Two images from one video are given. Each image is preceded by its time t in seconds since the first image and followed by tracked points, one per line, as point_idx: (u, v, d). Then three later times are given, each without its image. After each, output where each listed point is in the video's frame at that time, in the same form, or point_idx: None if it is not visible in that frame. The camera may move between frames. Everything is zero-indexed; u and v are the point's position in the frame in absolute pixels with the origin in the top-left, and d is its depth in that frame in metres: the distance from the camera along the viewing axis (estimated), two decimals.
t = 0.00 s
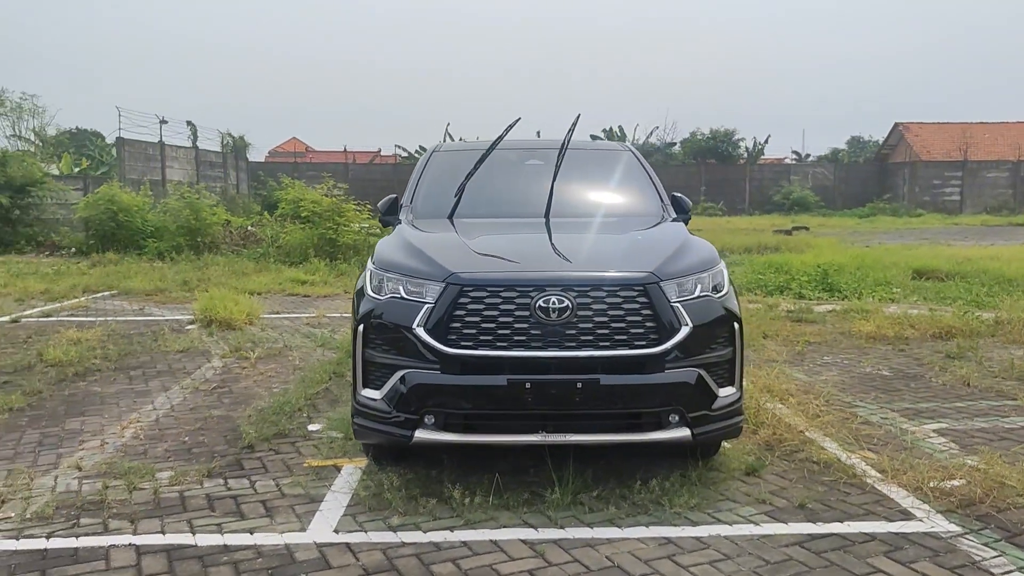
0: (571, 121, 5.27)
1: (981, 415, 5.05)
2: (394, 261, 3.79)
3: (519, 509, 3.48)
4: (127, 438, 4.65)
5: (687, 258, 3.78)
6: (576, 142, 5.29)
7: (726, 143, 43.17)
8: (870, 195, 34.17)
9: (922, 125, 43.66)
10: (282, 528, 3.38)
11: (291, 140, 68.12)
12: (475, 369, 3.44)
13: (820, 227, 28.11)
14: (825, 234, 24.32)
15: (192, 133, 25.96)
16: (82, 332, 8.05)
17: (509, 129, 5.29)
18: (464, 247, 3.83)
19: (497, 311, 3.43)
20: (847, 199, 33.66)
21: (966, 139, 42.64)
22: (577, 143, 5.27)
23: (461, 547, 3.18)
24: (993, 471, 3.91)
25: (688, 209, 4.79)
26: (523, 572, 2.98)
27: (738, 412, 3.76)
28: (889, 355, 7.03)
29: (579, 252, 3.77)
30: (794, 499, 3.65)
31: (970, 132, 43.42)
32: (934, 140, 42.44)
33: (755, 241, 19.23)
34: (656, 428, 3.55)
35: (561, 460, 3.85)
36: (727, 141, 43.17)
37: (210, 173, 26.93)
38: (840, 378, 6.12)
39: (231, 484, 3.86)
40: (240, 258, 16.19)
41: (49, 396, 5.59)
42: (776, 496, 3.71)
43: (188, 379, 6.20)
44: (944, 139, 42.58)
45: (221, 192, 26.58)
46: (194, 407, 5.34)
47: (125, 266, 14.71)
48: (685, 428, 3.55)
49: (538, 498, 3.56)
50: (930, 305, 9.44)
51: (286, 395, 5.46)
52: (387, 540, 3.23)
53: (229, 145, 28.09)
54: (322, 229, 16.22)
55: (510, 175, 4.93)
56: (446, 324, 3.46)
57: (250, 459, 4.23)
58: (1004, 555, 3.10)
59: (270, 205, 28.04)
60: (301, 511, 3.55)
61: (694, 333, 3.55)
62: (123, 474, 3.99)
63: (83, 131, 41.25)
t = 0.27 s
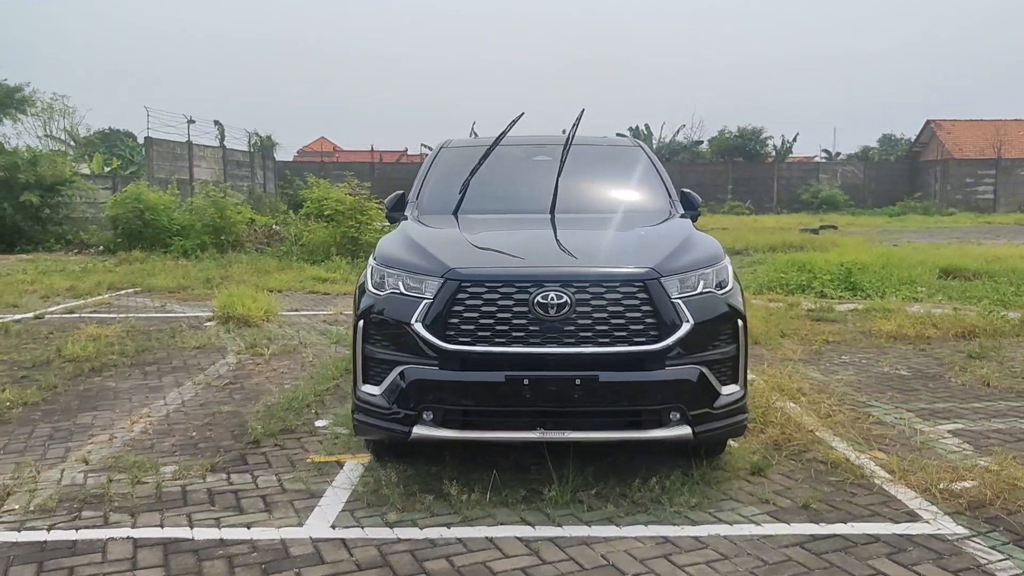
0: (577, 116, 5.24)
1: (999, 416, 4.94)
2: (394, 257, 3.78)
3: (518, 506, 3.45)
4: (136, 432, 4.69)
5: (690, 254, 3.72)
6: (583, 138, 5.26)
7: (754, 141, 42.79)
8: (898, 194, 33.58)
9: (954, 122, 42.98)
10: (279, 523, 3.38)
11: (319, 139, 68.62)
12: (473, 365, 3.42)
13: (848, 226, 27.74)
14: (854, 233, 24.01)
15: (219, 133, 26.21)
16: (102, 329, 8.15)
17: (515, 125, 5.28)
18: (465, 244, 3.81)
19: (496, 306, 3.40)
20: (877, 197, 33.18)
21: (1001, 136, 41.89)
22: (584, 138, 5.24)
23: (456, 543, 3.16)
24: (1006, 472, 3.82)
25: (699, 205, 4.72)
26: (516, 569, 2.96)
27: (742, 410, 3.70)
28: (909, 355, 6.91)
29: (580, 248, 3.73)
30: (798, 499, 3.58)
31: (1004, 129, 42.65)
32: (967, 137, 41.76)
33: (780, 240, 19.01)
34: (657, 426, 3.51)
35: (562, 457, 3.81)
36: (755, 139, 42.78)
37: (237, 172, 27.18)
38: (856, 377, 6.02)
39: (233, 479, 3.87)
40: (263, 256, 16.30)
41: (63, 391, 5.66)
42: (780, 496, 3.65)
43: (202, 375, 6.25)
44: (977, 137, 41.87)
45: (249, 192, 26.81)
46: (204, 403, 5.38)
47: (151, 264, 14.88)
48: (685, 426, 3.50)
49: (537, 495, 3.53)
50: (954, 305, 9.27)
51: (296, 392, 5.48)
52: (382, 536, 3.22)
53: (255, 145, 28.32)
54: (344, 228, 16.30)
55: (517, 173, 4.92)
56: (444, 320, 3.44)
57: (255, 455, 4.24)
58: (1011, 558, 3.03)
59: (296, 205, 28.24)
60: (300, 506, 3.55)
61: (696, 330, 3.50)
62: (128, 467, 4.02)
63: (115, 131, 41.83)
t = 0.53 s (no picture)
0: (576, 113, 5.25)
1: (1009, 419, 4.85)
2: (389, 256, 3.77)
3: (510, 506, 3.44)
4: (139, 430, 4.72)
5: (686, 252, 3.69)
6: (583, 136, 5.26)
7: (777, 140, 42.42)
8: (923, 195, 33.19)
9: (982, 121, 42.36)
10: (271, 521, 3.39)
11: (343, 140, 68.99)
12: (465, 364, 3.41)
13: (872, 226, 27.41)
14: (877, 232, 23.71)
15: (241, 133, 26.40)
16: (116, 327, 8.23)
17: (514, 123, 5.29)
18: (460, 242, 3.80)
19: (487, 305, 3.39)
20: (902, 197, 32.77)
21: None
22: (584, 136, 5.24)
23: (445, 543, 3.15)
24: (1010, 476, 3.75)
25: (701, 203, 4.64)
26: (503, 570, 2.94)
27: (738, 410, 3.66)
28: (922, 356, 6.81)
29: (575, 247, 3.71)
30: (794, 501, 3.54)
31: None
32: (995, 136, 41.14)
33: (800, 239, 18.85)
34: (651, 427, 3.48)
35: (557, 458, 3.79)
36: (778, 138, 42.41)
37: (258, 172, 27.36)
38: (866, 378, 5.94)
39: (230, 477, 3.89)
40: (282, 255, 16.40)
41: (72, 389, 5.71)
42: (777, 498, 3.60)
43: (209, 373, 6.29)
44: (1005, 136, 41.24)
45: (270, 192, 26.98)
46: (209, 401, 5.41)
47: (170, 263, 15.01)
48: (679, 427, 3.47)
49: (529, 495, 3.51)
50: (973, 305, 9.12)
51: (300, 390, 5.49)
52: (372, 535, 3.22)
53: (277, 145, 28.50)
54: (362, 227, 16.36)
55: (518, 171, 4.91)
56: (436, 318, 3.43)
57: (253, 453, 4.26)
58: (1008, 563, 2.97)
59: (316, 205, 28.37)
60: (293, 504, 3.56)
61: (690, 329, 3.46)
62: (128, 464, 4.05)
63: (140, 133, 42.30)
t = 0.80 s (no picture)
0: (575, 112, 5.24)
1: (1017, 421, 4.78)
2: (385, 255, 3.78)
3: (503, 506, 3.42)
4: (142, 427, 4.76)
5: (682, 252, 3.66)
6: (583, 135, 5.26)
7: (798, 139, 42.09)
8: (946, 194, 32.81)
9: (1007, 120, 41.80)
10: (263, 519, 3.40)
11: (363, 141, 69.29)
12: (457, 363, 3.41)
13: (894, 226, 27.12)
14: (898, 232, 23.45)
15: (260, 134, 26.57)
16: (129, 326, 8.31)
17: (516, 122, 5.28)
18: (455, 241, 3.80)
19: (480, 305, 3.39)
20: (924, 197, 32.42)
21: None
22: (583, 135, 5.23)
23: (435, 542, 3.15)
24: (1013, 479, 3.69)
25: (701, 204, 4.62)
26: (491, 570, 2.93)
27: (735, 411, 3.64)
28: (934, 357, 6.73)
29: (570, 246, 3.69)
30: (791, 503, 3.50)
31: None
32: (1020, 136, 40.57)
33: (818, 240, 18.71)
34: (645, 427, 3.45)
35: (553, 458, 3.78)
36: (798, 137, 42.09)
37: (278, 173, 27.52)
38: (874, 380, 5.87)
39: (227, 475, 3.91)
40: (298, 255, 16.48)
41: (80, 387, 5.77)
42: (774, 500, 3.57)
43: (217, 372, 6.33)
44: None
45: (289, 192, 27.12)
46: (214, 399, 5.44)
47: (188, 263, 15.13)
48: (674, 427, 3.45)
49: (523, 495, 3.50)
50: (989, 306, 9.00)
51: (304, 389, 5.51)
52: (363, 534, 3.22)
53: (296, 145, 28.64)
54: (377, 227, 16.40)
55: (518, 170, 4.90)
56: (429, 318, 3.43)
57: (253, 451, 4.28)
58: (1004, 568, 2.92)
59: (335, 205, 28.49)
60: (287, 503, 3.57)
61: (685, 329, 3.43)
62: (127, 462, 4.08)
63: (164, 133, 42.71)
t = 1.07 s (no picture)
0: (573, 111, 5.24)
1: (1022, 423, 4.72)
2: (380, 253, 3.79)
3: (495, 504, 3.42)
4: (145, 424, 4.80)
5: (677, 250, 3.65)
6: (583, 134, 5.25)
7: (816, 140, 41.77)
8: (967, 195, 32.46)
9: None
10: (256, 515, 3.42)
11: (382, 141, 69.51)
12: (450, 361, 3.41)
13: (913, 227, 26.85)
14: (917, 233, 23.22)
15: (277, 135, 26.71)
16: (140, 325, 8.38)
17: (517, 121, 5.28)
18: (451, 239, 3.80)
19: (472, 303, 3.39)
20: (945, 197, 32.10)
21: None
22: (582, 133, 5.22)
23: (425, 539, 3.15)
24: (1013, 481, 3.64)
25: (703, 202, 4.59)
26: (478, 567, 2.93)
27: (730, 410, 3.62)
28: (943, 359, 6.66)
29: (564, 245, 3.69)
30: (785, 503, 3.48)
31: None
32: None
33: (834, 240, 18.57)
34: (638, 426, 3.44)
35: (547, 457, 3.77)
36: (817, 137, 41.78)
37: (295, 173, 27.65)
38: (880, 380, 5.82)
39: (224, 471, 3.93)
40: (312, 255, 16.55)
41: (87, 384, 5.83)
42: (769, 500, 3.54)
43: (222, 370, 6.37)
44: None
45: (305, 193, 27.25)
46: (218, 397, 5.48)
47: (203, 263, 15.23)
48: (667, 426, 3.43)
49: (516, 493, 3.50)
50: (1003, 307, 8.89)
51: (306, 388, 5.54)
52: (354, 531, 3.23)
53: (312, 146, 28.77)
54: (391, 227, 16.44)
55: (517, 169, 4.91)
56: (421, 315, 3.44)
57: (251, 448, 4.30)
58: (997, 570, 2.88)
59: (351, 206, 28.59)
60: (281, 499, 3.58)
61: (678, 327, 3.42)
62: (127, 458, 4.11)
63: (183, 134, 43.02)
